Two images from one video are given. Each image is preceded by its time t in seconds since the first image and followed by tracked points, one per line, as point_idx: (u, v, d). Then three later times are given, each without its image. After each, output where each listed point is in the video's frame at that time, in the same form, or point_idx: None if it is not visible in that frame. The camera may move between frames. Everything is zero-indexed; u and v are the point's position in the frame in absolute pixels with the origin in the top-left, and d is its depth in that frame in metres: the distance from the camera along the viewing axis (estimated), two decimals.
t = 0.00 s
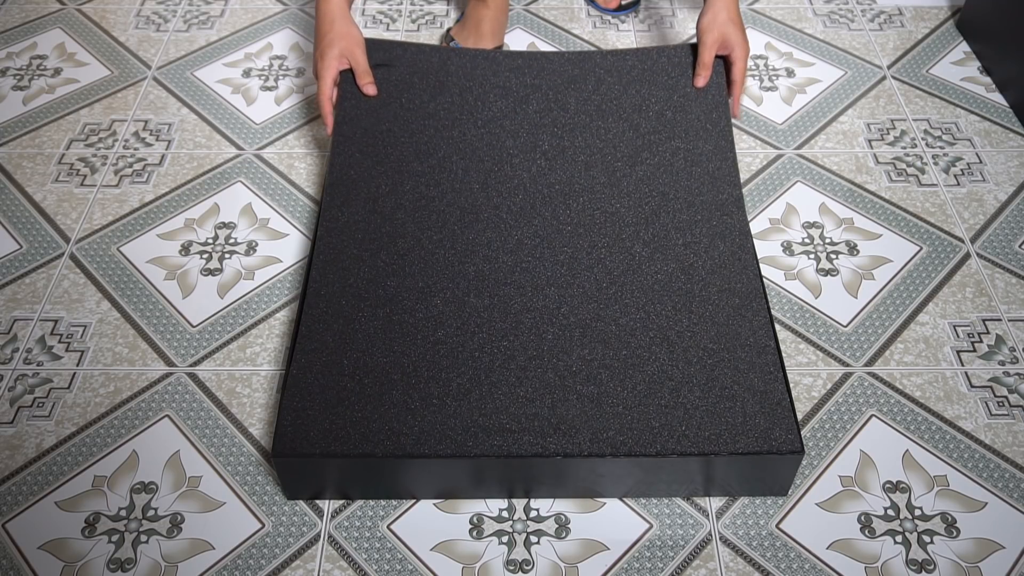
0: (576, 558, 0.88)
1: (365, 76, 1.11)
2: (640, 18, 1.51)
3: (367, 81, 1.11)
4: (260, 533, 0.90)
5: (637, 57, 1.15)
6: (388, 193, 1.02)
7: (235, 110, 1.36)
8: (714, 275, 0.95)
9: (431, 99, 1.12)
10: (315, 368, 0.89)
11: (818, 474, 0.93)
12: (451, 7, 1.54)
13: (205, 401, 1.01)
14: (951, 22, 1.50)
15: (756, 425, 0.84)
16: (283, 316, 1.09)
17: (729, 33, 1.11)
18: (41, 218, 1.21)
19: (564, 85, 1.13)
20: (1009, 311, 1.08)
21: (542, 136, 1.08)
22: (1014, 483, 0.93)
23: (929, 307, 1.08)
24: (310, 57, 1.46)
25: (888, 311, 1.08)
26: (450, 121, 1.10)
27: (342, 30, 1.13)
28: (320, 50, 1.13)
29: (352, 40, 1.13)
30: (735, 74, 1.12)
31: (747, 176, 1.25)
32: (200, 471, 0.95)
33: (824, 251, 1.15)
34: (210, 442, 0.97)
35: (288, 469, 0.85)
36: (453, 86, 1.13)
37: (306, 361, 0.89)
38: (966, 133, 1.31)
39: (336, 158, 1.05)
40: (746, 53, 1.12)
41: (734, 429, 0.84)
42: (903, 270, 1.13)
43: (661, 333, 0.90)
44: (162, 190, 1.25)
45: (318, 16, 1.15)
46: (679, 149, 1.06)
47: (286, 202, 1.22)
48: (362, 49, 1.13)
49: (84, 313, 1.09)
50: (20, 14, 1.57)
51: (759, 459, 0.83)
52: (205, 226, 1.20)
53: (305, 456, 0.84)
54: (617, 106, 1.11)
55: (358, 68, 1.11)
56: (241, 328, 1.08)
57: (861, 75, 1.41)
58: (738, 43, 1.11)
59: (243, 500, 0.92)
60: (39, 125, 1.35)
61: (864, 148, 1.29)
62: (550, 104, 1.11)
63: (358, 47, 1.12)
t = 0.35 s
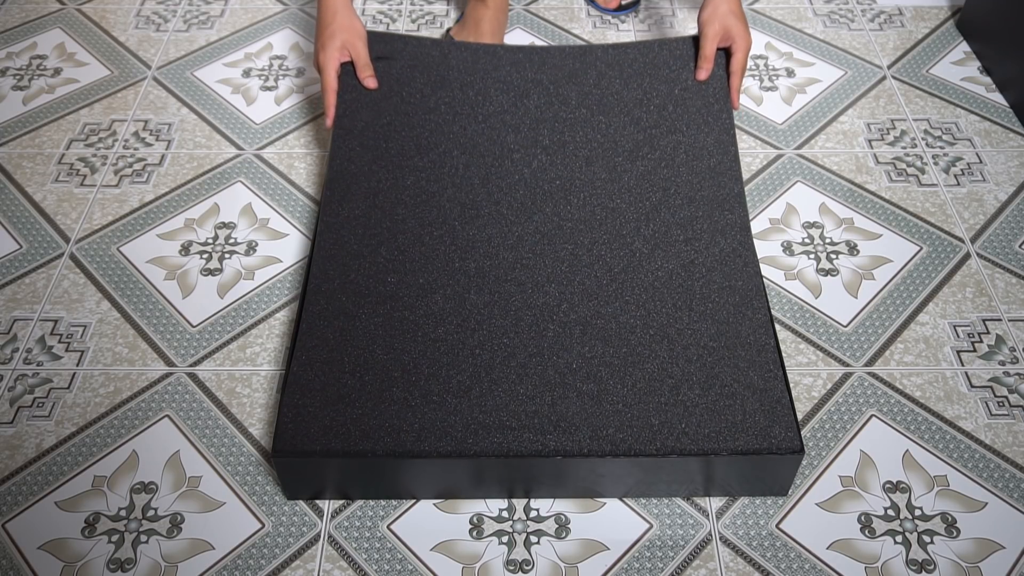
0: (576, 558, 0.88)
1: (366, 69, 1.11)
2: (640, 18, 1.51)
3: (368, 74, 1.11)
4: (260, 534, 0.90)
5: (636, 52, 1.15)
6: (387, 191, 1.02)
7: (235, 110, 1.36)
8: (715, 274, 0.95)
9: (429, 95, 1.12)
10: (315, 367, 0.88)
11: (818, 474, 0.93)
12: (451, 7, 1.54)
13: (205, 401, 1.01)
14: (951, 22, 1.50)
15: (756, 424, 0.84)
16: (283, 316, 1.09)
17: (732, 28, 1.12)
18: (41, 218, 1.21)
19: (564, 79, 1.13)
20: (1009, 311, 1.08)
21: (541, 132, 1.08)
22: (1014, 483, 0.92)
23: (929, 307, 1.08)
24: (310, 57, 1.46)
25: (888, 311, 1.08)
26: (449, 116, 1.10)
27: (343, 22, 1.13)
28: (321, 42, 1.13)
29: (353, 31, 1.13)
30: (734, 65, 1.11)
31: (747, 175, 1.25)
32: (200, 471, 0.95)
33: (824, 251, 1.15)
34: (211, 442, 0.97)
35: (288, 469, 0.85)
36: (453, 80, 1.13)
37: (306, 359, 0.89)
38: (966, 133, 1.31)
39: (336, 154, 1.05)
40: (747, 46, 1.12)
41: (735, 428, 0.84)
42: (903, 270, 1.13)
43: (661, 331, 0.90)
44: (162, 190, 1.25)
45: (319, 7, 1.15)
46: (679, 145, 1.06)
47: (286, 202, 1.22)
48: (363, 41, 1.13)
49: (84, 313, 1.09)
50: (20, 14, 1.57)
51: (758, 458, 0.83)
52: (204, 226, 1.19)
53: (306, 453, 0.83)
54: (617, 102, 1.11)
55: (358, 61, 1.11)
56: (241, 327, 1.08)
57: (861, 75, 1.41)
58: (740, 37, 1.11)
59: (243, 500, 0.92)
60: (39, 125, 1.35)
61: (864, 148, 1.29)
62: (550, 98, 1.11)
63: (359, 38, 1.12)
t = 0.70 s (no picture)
0: (576, 558, 0.88)
1: (365, 53, 1.09)
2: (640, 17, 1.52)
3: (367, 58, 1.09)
4: (260, 534, 0.90)
5: (639, 33, 1.13)
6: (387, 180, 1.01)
7: (235, 110, 1.36)
8: (714, 261, 0.95)
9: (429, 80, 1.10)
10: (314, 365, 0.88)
11: (818, 474, 0.93)
12: (451, 7, 1.54)
13: (205, 401, 1.01)
14: (951, 22, 1.50)
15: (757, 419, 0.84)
16: (283, 316, 1.09)
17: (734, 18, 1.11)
18: (41, 218, 1.21)
19: (564, 60, 1.12)
20: (1009, 311, 1.08)
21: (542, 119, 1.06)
22: (1014, 483, 0.92)
23: (929, 307, 1.08)
24: (310, 57, 1.46)
25: (888, 311, 1.08)
26: (449, 100, 1.08)
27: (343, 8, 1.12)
28: (320, 27, 1.11)
29: (352, 17, 1.11)
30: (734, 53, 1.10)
31: (747, 175, 1.25)
32: (200, 471, 0.95)
33: (824, 251, 1.15)
34: (211, 442, 0.97)
35: (288, 469, 0.85)
36: (453, 63, 1.11)
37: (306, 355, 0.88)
38: (966, 133, 1.31)
39: (337, 143, 1.04)
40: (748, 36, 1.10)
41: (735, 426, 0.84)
42: (903, 270, 1.13)
43: (660, 318, 0.91)
44: (162, 190, 1.25)
45: None
46: (680, 132, 1.05)
47: (286, 201, 1.22)
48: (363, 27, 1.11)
49: (84, 313, 1.09)
50: (20, 14, 1.57)
51: (759, 458, 0.83)
52: (204, 226, 1.20)
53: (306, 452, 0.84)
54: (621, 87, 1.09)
55: (357, 46, 1.10)
56: (241, 327, 1.08)
57: (861, 75, 1.41)
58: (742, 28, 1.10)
59: (243, 500, 0.92)
60: (39, 125, 1.35)
61: (864, 148, 1.29)
62: (551, 80, 1.10)
63: (359, 24, 1.11)
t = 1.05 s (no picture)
0: (576, 558, 0.88)
1: (367, 41, 1.08)
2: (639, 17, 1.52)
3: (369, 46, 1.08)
4: (260, 533, 0.90)
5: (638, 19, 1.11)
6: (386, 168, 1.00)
7: (235, 110, 1.36)
8: (711, 245, 0.94)
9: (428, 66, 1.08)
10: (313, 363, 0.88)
11: (818, 474, 0.93)
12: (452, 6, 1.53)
13: (205, 401, 1.01)
14: (951, 22, 1.51)
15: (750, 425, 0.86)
16: (283, 316, 1.09)
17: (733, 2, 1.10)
18: (41, 218, 1.21)
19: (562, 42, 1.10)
20: (1009, 311, 1.08)
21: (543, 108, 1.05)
22: (1014, 483, 0.93)
23: (929, 307, 1.08)
24: (310, 57, 1.46)
25: (888, 311, 1.08)
26: (450, 87, 1.07)
27: None
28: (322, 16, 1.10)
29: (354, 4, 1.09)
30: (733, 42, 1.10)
31: (746, 176, 1.25)
32: (200, 471, 0.95)
33: (824, 251, 1.15)
34: (210, 442, 0.97)
35: (288, 469, 0.85)
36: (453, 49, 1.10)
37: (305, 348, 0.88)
38: (966, 133, 1.31)
39: (341, 130, 1.03)
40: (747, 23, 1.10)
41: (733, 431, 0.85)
42: (903, 270, 1.13)
43: (657, 299, 0.90)
44: (162, 190, 1.25)
45: None
46: (679, 118, 1.04)
47: (286, 201, 1.22)
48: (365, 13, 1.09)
49: (84, 313, 1.09)
50: (20, 14, 1.57)
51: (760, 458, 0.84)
52: (204, 226, 1.20)
53: (305, 451, 0.85)
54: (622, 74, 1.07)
55: (359, 34, 1.08)
56: (241, 327, 1.08)
57: (861, 75, 1.41)
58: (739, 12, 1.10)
59: (243, 500, 0.92)
60: (38, 126, 1.35)
61: (864, 148, 1.29)
62: (551, 66, 1.08)
63: (360, 11, 1.09)
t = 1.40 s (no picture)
0: (576, 558, 0.88)
1: (365, 24, 1.09)
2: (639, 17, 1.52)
3: (367, 29, 1.09)
4: (260, 534, 0.90)
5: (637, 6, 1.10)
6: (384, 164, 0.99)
7: (235, 110, 1.36)
8: (705, 227, 0.94)
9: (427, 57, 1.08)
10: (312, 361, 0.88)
11: (818, 474, 0.93)
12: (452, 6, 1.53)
13: (205, 401, 1.01)
14: (951, 22, 1.51)
15: (749, 422, 0.86)
16: (283, 316, 1.09)
17: None
18: (41, 218, 1.21)
19: (558, 26, 1.10)
20: (1009, 311, 1.08)
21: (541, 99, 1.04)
22: (1014, 483, 0.93)
23: (929, 307, 1.08)
24: (310, 57, 1.46)
25: (888, 311, 1.08)
26: (449, 69, 1.07)
27: None
28: None
29: None
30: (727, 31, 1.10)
31: (746, 176, 1.25)
32: (200, 471, 0.95)
33: (824, 251, 1.15)
34: (210, 442, 0.97)
35: (288, 468, 0.85)
36: (451, 41, 1.09)
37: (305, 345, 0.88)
38: (966, 133, 1.31)
39: (341, 112, 1.04)
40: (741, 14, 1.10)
41: (732, 431, 0.85)
42: (903, 269, 1.13)
43: (653, 278, 0.90)
44: (162, 190, 1.25)
45: None
46: (675, 104, 1.03)
47: (286, 201, 1.22)
48: None
49: (84, 313, 1.09)
50: (20, 14, 1.57)
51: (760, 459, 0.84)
52: (204, 226, 1.20)
53: (305, 452, 0.85)
54: (620, 57, 1.07)
55: (357, 18, 1.09)
56: (241, 328, 1.08)
57: (861, 75, 1.41)
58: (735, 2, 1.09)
59: (243, 500, 0.92)
60: (38, 126, 1.35)
61: (864, 148, 1.29)
62: (549, 51, 1.08)
63: None
